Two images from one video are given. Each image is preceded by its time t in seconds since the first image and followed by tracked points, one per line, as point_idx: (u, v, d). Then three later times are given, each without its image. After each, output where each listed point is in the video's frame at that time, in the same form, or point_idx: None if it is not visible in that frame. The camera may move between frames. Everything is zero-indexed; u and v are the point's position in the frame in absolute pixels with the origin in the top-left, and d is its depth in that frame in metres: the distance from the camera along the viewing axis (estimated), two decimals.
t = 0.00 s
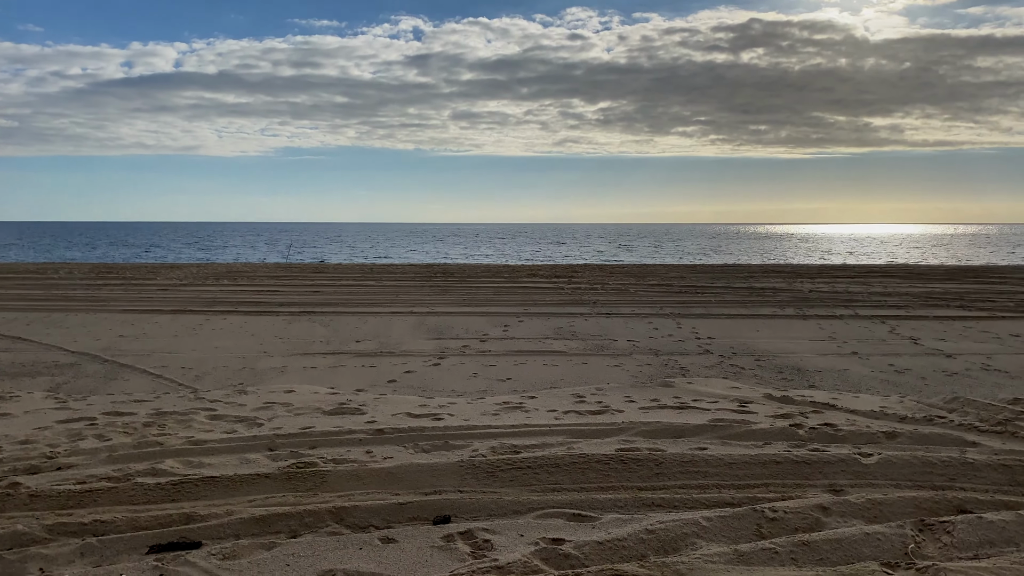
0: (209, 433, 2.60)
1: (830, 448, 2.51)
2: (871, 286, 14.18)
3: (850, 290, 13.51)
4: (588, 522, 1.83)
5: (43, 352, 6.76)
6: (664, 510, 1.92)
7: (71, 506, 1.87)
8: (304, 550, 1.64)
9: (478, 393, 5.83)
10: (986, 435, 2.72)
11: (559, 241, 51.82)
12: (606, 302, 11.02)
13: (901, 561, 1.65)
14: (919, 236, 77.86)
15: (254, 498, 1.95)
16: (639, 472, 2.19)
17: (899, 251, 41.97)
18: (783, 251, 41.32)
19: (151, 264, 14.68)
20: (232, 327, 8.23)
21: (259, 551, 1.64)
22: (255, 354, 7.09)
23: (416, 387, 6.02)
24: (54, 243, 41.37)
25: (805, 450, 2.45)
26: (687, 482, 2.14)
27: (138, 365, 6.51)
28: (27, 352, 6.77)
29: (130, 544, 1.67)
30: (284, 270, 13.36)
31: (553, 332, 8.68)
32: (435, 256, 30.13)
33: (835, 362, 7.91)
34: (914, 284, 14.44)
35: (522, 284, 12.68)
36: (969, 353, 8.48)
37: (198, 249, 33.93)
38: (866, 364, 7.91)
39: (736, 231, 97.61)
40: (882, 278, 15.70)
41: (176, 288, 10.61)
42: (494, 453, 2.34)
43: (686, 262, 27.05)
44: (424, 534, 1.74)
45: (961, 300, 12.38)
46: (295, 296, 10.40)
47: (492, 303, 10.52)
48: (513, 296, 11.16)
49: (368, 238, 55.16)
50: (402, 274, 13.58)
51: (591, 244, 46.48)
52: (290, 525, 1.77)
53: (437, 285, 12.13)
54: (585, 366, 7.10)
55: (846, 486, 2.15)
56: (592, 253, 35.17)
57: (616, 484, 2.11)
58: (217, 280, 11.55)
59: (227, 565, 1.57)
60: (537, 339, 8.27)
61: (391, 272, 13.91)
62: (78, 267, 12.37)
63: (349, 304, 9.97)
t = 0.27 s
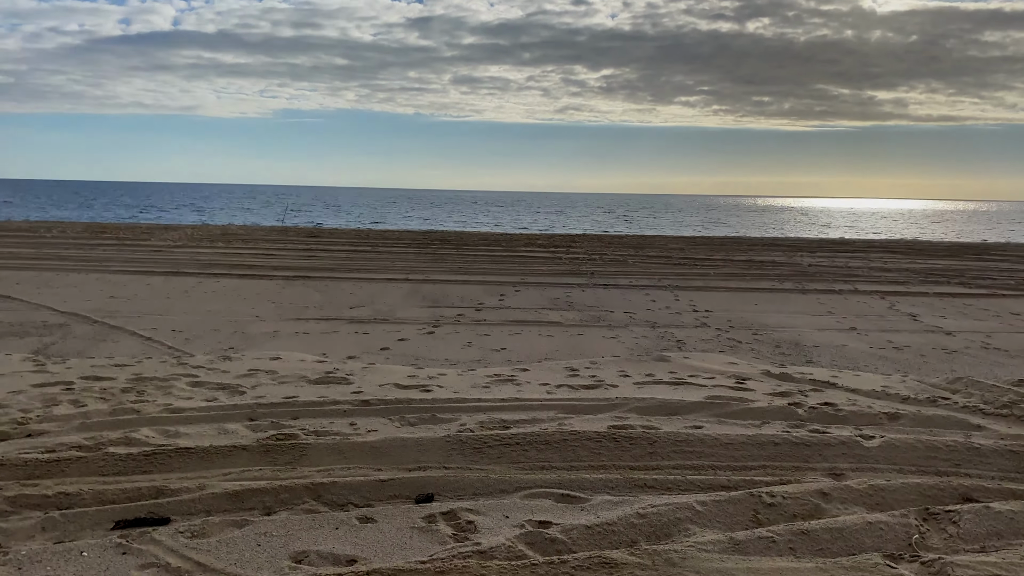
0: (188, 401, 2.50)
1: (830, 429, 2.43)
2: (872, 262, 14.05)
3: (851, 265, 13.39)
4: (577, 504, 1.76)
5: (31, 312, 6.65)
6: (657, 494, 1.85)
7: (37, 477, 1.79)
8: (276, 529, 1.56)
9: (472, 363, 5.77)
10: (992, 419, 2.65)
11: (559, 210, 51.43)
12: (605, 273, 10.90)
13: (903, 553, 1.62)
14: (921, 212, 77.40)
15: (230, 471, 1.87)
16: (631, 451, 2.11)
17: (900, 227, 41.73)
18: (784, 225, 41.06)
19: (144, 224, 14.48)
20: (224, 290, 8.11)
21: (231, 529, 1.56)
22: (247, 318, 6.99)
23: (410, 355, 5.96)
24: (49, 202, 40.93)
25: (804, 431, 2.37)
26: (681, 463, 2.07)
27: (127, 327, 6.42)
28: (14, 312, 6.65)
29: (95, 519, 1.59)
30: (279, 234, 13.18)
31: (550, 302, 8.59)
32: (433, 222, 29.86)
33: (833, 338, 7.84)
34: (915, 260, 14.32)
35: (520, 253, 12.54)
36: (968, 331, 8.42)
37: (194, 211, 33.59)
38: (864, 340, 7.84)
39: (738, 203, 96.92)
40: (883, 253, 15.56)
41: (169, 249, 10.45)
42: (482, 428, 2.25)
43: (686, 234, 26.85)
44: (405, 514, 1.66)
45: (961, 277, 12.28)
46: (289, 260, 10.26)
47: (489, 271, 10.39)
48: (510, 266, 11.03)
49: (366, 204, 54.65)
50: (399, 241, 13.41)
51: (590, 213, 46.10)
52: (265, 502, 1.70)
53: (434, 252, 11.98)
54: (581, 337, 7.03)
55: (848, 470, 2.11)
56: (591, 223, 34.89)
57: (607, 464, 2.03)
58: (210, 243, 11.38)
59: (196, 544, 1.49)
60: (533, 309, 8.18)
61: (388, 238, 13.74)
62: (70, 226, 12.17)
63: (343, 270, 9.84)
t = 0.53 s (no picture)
0: (191, 413, 2.44)
1: (858, 425, 2.32)
2: (886, 244, 13.81)
3: (864, 248, 13.17)
4: (596, 515, 1.67)
5: (41, 322, 6.65)
6: (680, 501, 1.76)
7: (33, 501, 1.73)
8: (282, 551, 1.49)
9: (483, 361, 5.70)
10: None
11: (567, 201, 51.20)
12: (615, 264, 10.77)
13: (944, 562, 1.52)
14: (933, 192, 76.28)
15: (234, 489, 1.80)
16: (650, 455, 2.02)
17: (914, 207, 41.09)
18: (795, 209, 40.56)
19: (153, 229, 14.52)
20: (233, 293, 8.09)
21: (234, 552, 1.49)
22: (256, 321, 6.96)
23: (420, 354, 5.89)
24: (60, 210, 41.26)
25: (831, 427, 2.27)
26: (703, 467, 1.97)
27: (137, 334, 6.41)
28: (25, 322, 6.66)
29: (92, 546, 1.54)
30: (287, 234, 13.17)
31: (560, 296, 8.48)
32: (441, 218, 29.80)
33: (850, 323, 7.69)
34: (930, 242, 14.05)
35: (528, 247, 12.42)
36: (989, 312, 8.23)
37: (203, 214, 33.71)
38: (882, 325, 7.67)
39: (747, 188, 95.99)
40: (897, 236, 15.30)
41: (177, 253, 10.45)
42: (494, 434, 2.17)
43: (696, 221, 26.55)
44: (415, 531, 1.58)
45: (979, 257, 12.03)
46: (297, 261, 10.22)
47: (498, 266, 10.30)
48: (518, 259, 10.92)
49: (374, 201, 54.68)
50: (406, 238, 13.34)
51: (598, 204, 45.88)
52: (269, 522, 1.63)
53: (442, 248, 11.90)
54: (592, 330, 6.93)
55: (879, 470, 1.99)
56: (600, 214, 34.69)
57: (626, 470, 1.94)
58: (219, 245, 11.38)
59: (196, 571, 1.42)
60: (543, 303, 8.08)
61: (396, 235, 13.68)
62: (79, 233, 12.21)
63: (351, 268, 9.79)
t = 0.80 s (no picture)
0: (195, 444, 2.37)
1: (894, 437, 2.19)
2: (902, 246, 13.59)
3: (879, 251, 12.96)
4: (622, 546, 1.56)
5: (52, 351, 6.64)
6: (712, 528, 1.65)
7: (27, 547, 1.66)
8: None
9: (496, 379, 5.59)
10: None
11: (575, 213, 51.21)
12: (626, 274, 10.65)
13: None
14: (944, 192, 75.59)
15: (236, 526, 1.72)
16: (677, 477, 1.91)
17: (926, 208, 40.64)
18: (805, 214, 40.24)
19: (165, 253, 14.60)
20: (243, 316, 8.05)
21: None
22: (266, 343, 6.90)
23: (432, 372, 5.80)
24: (75, 237, 41.78)
25: (866, 441, 2.14)
26: (733, 489, 1.86)
27: (147, 359, 6.38)
28: (35, 351, 6.65)
29: None
30: (296, 255, 13.19)
31: (572, 308, 8.38)
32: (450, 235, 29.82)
33: (870, 328, 7.50)
34: (947, 242, 13.81)
35: (538, 259, 12.34)
36: (1012, 313, 8.02)
37: (215, 237, 33.98)
38: (903, 329, 7.48)
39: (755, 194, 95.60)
40: (912, 237, 15.06)
41: (188, 277, 10.47)
42: (510, 458, 2.06)
43: (707, 229, 26.36)
44: (429, 567, 1.48)
45: (998, 257, 11.78)
46: (307, 281, 10.20)
47: (508, 280, 10.22)
48: (529, 273, 10.83)
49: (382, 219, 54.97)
50: (416, 254, 13.31)
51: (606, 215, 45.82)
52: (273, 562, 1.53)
53: (451, 264, 11.85)
54: (606, 343, 6.81)
55: (922, 486, 1.86)
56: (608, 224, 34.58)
57: (652, 492, 1.83)
58: (229, 268, 11.40)
59: None
60: (555, 316, 7.97)
61: (405, 252, 13.66)
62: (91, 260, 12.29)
63: (361, 287, 9.74)
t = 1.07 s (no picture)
0: (175, 483, 2.25)
1: (913, 476, 2.08)
2: (903, 271, 13.52)
3: (881, 276, 12.89)
4: None
5: (42, 379, 6.52)
6: None
7: None
8: None
9: (495, 408, 5.47)
10: None
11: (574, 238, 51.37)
12: (626, 300, 10.56)
13: None
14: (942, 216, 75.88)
15: None
16: (684, 522, 1.80)
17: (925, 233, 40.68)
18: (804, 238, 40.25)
19: (162, 279, 14.55)
20: (238, 342, 7.94)
21: None
22: (260, 371, 6.78)
23: (429, 401, 5.68)
24: (74, 262, 41.76)
25: (884, 481, 2.03)
26: (745, 535, 1.74)
27: (138, 388, 6.25)
28: (25, 379, 6.53)
29: None
30: (294, 280, 13.11)
31: (572, 334, 8.27)
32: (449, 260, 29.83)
33: (874, 355, 7.38)
34: (948, 267, 13.75)
35: (537, 285, 12.26)
36: (1018, 339, 7.90)
37: (214, 262, 33.98)
38: (908, 355, 7.36)
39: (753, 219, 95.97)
40: (913, 262, 15.01)
41: (184, 303, 10.38)
42: (507, 500, 1.95)
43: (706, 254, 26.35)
44: None
45: (1001, 282, 11.70)
46: (304, 307, 10.11)
47: (507, 305, 10.12)
48: (527, 298, 10.74)
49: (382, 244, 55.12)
50: (414, 279, 13.24)
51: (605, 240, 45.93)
52: None
53: (450, 289, 11.76)
54: (607, 370, 6.69)
55: (946, 532, 1.75)
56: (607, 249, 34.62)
57: (659, 540, 1.72)
58: (225, 294, 11.31)
59: None
60: (555, 342, 7.86)
61: (403, 277, 13.59)
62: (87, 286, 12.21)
63: (358, 313, 9.65)
